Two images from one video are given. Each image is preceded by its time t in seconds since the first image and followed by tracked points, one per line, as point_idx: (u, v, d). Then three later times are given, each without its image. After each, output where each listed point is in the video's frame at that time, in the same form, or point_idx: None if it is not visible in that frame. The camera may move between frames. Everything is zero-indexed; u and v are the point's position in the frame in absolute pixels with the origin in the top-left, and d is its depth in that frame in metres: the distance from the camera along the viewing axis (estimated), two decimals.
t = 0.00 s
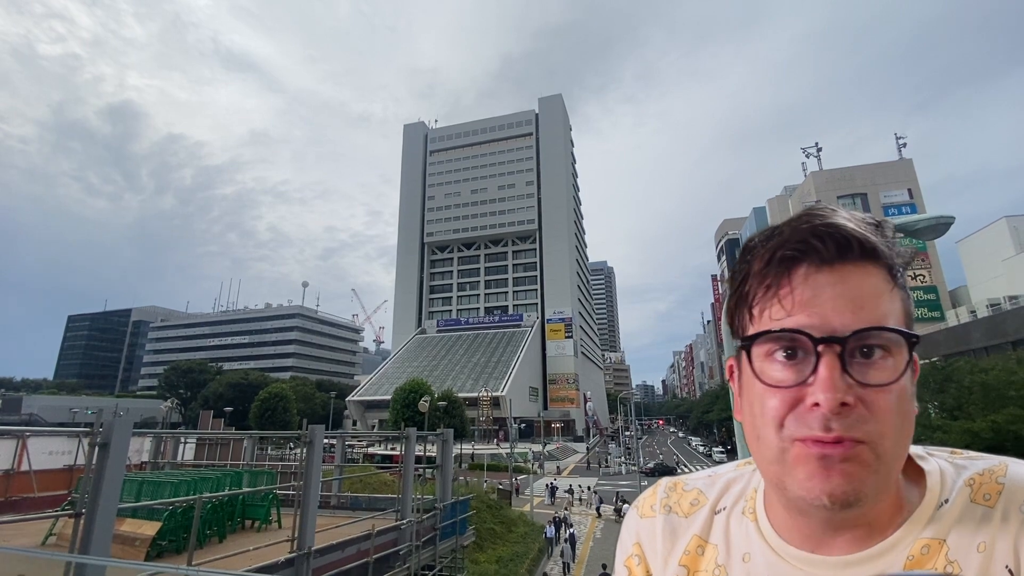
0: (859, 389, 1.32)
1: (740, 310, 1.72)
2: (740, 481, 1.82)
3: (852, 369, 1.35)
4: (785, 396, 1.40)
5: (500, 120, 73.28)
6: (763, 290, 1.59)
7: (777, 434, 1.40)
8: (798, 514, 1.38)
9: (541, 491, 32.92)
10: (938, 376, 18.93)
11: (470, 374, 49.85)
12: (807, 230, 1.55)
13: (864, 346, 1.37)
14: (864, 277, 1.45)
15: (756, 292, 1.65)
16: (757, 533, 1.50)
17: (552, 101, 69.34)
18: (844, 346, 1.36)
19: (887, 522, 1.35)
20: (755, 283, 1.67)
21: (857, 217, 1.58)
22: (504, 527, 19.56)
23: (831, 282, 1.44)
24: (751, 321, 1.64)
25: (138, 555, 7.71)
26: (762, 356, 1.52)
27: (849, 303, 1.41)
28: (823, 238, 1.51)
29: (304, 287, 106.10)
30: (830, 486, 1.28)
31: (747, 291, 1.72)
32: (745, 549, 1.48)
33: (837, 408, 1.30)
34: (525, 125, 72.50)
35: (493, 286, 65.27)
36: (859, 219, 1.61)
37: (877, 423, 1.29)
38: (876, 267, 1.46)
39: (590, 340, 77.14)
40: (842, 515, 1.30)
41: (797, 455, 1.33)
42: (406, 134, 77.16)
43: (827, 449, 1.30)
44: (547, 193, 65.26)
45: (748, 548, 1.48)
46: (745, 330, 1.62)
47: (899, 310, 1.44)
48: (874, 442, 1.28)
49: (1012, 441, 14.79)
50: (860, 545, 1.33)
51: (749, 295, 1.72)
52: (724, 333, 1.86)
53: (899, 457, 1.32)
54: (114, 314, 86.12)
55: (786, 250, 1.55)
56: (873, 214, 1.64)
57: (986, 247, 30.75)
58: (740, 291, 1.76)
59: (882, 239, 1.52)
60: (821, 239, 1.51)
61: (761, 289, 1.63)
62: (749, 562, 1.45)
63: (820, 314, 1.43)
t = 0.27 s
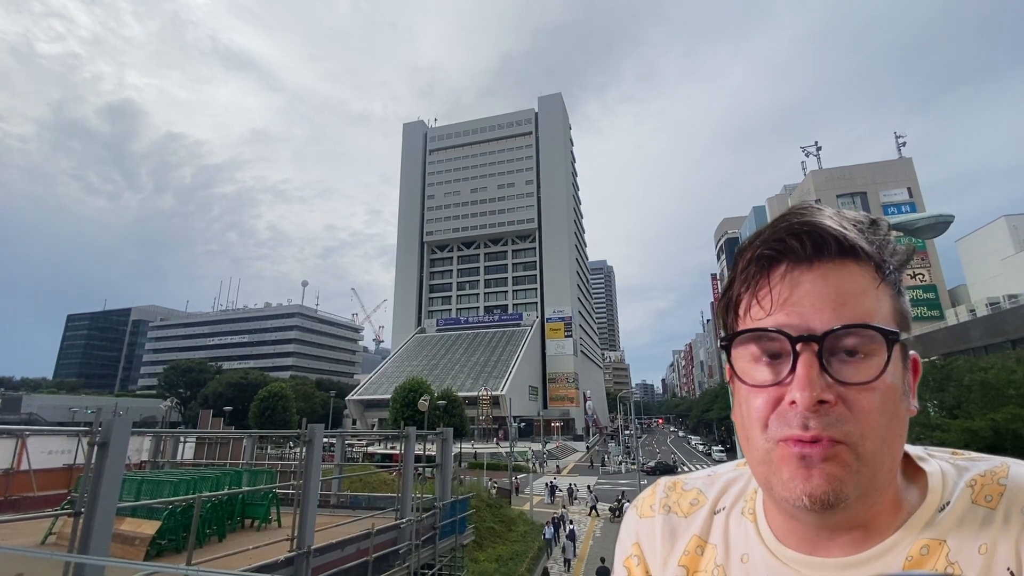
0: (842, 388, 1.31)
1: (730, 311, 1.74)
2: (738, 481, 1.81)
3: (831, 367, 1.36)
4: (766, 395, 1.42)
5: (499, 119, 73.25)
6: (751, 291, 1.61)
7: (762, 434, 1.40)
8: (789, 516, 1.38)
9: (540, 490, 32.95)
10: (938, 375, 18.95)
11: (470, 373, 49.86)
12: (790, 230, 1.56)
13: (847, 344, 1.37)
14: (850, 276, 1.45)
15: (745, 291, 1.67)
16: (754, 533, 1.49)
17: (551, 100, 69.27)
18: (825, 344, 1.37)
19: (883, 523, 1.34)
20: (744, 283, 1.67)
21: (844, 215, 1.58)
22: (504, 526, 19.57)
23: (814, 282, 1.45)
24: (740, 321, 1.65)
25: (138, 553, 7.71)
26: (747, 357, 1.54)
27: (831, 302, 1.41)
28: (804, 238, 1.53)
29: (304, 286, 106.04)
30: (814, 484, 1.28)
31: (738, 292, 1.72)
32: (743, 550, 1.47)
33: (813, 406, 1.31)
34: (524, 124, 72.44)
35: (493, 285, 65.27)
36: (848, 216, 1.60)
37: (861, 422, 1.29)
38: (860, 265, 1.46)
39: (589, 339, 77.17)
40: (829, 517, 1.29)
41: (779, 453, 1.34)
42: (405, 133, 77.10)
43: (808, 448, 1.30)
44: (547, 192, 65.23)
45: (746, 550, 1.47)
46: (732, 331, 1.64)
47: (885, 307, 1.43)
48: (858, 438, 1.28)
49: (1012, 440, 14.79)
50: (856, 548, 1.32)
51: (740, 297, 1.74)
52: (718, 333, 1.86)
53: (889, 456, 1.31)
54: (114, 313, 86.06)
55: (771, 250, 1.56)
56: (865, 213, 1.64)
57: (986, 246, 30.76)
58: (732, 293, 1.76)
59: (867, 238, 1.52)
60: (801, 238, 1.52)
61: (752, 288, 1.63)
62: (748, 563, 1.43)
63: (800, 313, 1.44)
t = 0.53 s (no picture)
0: (839, 388, 1.30)
1: (729, 312, 1.74)
2: (738, 482, 1.80)
3: (828, 366, 1.35)
4: (762, 395, 1.42)
5: (499, 118, 73.20)
6: (752, 289, 1.59)
7: (760, 435, 1.39)
8: (790, 519, 1.36)
9: (540, 489, 32.97)
10: (937, 375, 18.97)
11: (469, 372, 49.88)
12: (788, 226, 1.55)
13: (846, 344, 1.36)
14: (850, 272, 1.42)
15: (743, 290, 1.67)
16: (755, 536, 1.48)
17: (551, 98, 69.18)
18: (818, 344, 1.36)
19: (885, 526, 1.32)
20: (744, 282, 1.66)
21: (848, 213, 1.56)
22: (503, 524, 19.59)
23: (815, 279, 1.44)
24: (740, 320, 1.65)
25: (137, 552, 7.70)
26: (746, 357, 1.53)
27: (830, 301, 1.40)
28: (803, 236, 1.51)
29: (303, 284, 105.92)
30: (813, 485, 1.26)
31: (737, 292, 1.72)
32: (745, 553, 1.46)
33: (810, 407, 1.30)
34: (524, 123, 72.40)
35: (492, 284, 65.26)
36: (849, 215, 1.59)
37: (860, 424, 1.28)
38: (861, 263, 1.44)
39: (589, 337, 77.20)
40: (829, 523, 1.27)
41: (775, 454, 1.33)
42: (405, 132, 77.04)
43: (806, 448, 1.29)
44: (546, 191, 65.19)
45: (749, 552, 1.45)
46: (730, 331, 1.63)
47: (885, 307, 1.41)
48: (858, 441, 1.26)
49: (1011, 439, 14.78)
50: (858, 553, 1.30)
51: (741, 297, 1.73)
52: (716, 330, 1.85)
53: (889, 459, 1.30)
54: (113, 312, 86.00)
55: (768, 248, 1.57)
56: (868, 211, 1.63)
57: (985, 245, 30.76)
58: (727, 294, 1.76)
59: (870, 236, 1.50)
60: (798, 237, 1.51)
61: (750, 288, 1.62)
62: (748, 566, 1.43)
63: (798, 313, 1.43)
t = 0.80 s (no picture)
0: (835, 396, 1.30)
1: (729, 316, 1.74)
2: (742, 484, 1.79)
3: (822, 373, 1.35)
4: (758, 401, 1.43)
5: (499, 117, 73.13)
6: (754, 294, 1.59)
7: (756, 439, 1.40)
8: (788, 523, 1.36)
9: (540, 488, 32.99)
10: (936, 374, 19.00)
11: (469, 371, 49.89)
12: (782, 232, 1.55)
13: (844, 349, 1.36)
14: (845, 278, 1.41)
15: (744, 296, 1.67)
16: (758, 539, 1.47)
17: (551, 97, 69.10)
18: (814, 351, 1.37)
19: (887, 533, 1.32)
20: (743, 287, 1.66)
21: (846, 217, 1.55)
22: (503, 523, 19.61)
23: (808, 285, 1.44)
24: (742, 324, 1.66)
25: (137, 551, 7.69)
26: (747, 361, 1.54)
27: (825, 306, 1.40)
28: (799, 242, 1.52)
29: (303, 284, 105.92)
30: (809, 491, 1.26)
31: (736, 296, 1.72)
32: (749, 555, 1.45)
33: (805, 414, 1.30)
34: (524, 122, 72.33)
35: (492, 283, 65.26)
36: (852, 217, 1.57)
37: (857, 431, 1.26)
38: (857, 269, 1.43)
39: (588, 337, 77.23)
40: (822, 527, 1.27)
41: (769, 459, 1.34)
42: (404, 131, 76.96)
43: (801, 454, 1.30)
44: (546, 190, 65.14)
45: (753, 556, 1.45)
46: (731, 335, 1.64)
47: (886, 312, 1.40)
48: (857, 446, 1.25)
49: (1010, 438, 14.79)
50: (860, 557, 1.30)
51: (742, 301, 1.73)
52: (717, 334, 1.84)
53: (890, 465, 1.29)
54: (113, 312, 85.89)
55: (764, 254, 1.56)
56: (869, 210, 1.62)
57: (985, 244, 30.78)
58: (729, 299, 1.76)
59: (869, 238, 1.48)
60: (795, 241, 1.51)
61: (750, 292, 1.62)
62: (752, 568, 1.43)
63: (795, 319, 1.44)
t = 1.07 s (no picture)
0: (838, 398, 1.29)
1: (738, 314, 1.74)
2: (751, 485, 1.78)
3: (823, 377, 1.35)
4: (760, 402, 1.43)
5: (498, 116, 73.13)
6: (760, 293, 1.59)
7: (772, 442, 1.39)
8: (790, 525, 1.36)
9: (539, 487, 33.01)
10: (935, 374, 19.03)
11: (469, 370, 49.90)
12: (776, 236, 1.56)
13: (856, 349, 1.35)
14: (842, 279, 1.41)
15: (752, 295, 1.66)
16: (768, 539, 1.47)
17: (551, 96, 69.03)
18: (807, 352, 1.37)
19: (893, 535, 1.31)
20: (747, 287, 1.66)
21: (848, 216, 1.54)
22: (503, 523, 19.64)
23: (801, 288, 1.45)
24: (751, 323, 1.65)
25: (137, 550, 7.67)
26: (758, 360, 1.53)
27: (825, 307, 1.39)
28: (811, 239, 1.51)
29: (302, 283, 105.87)
30: (822, 496, 1.25)
31: (742, 298, 1.72)
32: (758, 557, 1.45)
33: (805, 416, 1.31)
34: (523, 121, 72.33)
35: (492, 282, 65.27)
36: (853, 218, 1.56)
37: (852, 432, 1.27)
38: (856, 269, 1.41)
39: (588, 336, 77.26)
40: (817, 528, 1.27)
41: (770, 460, 1.34)
42: (404, 130, 76.95)
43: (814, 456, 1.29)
44: (546, 190, 65.15)
45: (761, 557, 1.45)
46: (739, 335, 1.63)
47: (891, 314, 1.38)
48: (870, 452, 1.24)
49: (1010, 438, 14.80)
50: (866, 560, 1.30)
51: (745, 303, 1.73)
52: (723, 335, 1.85)
53: (901, 468, 1.28)
54: (112, 311, 85.79)
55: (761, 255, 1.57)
56: (878, 209, 1.59)
57: (984, 243, 30.83)
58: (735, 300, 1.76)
59: (870, 239, 1.48)
60: (785, 245, 1.53)
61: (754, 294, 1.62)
62: (760, 568, 1.42)
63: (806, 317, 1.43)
